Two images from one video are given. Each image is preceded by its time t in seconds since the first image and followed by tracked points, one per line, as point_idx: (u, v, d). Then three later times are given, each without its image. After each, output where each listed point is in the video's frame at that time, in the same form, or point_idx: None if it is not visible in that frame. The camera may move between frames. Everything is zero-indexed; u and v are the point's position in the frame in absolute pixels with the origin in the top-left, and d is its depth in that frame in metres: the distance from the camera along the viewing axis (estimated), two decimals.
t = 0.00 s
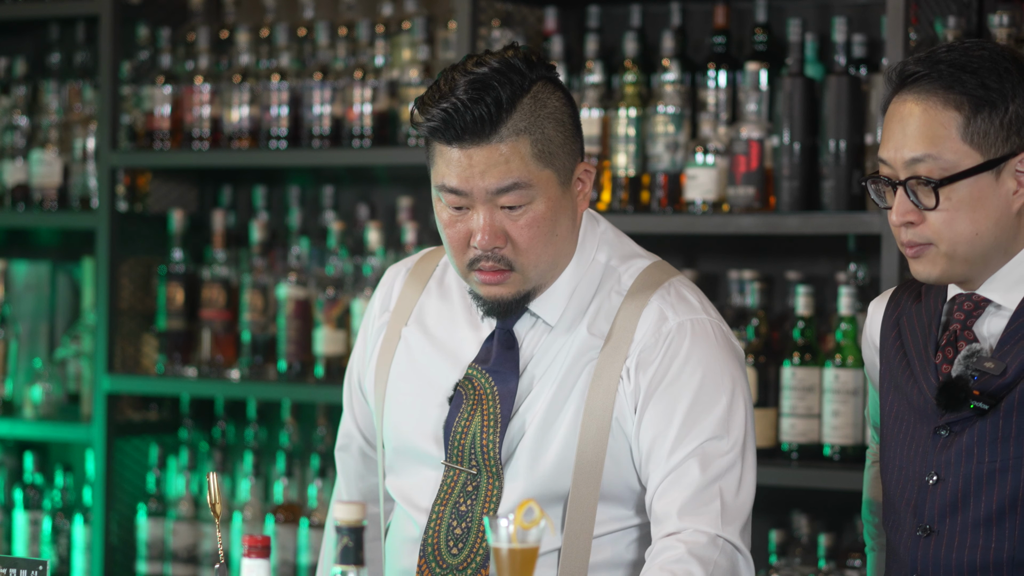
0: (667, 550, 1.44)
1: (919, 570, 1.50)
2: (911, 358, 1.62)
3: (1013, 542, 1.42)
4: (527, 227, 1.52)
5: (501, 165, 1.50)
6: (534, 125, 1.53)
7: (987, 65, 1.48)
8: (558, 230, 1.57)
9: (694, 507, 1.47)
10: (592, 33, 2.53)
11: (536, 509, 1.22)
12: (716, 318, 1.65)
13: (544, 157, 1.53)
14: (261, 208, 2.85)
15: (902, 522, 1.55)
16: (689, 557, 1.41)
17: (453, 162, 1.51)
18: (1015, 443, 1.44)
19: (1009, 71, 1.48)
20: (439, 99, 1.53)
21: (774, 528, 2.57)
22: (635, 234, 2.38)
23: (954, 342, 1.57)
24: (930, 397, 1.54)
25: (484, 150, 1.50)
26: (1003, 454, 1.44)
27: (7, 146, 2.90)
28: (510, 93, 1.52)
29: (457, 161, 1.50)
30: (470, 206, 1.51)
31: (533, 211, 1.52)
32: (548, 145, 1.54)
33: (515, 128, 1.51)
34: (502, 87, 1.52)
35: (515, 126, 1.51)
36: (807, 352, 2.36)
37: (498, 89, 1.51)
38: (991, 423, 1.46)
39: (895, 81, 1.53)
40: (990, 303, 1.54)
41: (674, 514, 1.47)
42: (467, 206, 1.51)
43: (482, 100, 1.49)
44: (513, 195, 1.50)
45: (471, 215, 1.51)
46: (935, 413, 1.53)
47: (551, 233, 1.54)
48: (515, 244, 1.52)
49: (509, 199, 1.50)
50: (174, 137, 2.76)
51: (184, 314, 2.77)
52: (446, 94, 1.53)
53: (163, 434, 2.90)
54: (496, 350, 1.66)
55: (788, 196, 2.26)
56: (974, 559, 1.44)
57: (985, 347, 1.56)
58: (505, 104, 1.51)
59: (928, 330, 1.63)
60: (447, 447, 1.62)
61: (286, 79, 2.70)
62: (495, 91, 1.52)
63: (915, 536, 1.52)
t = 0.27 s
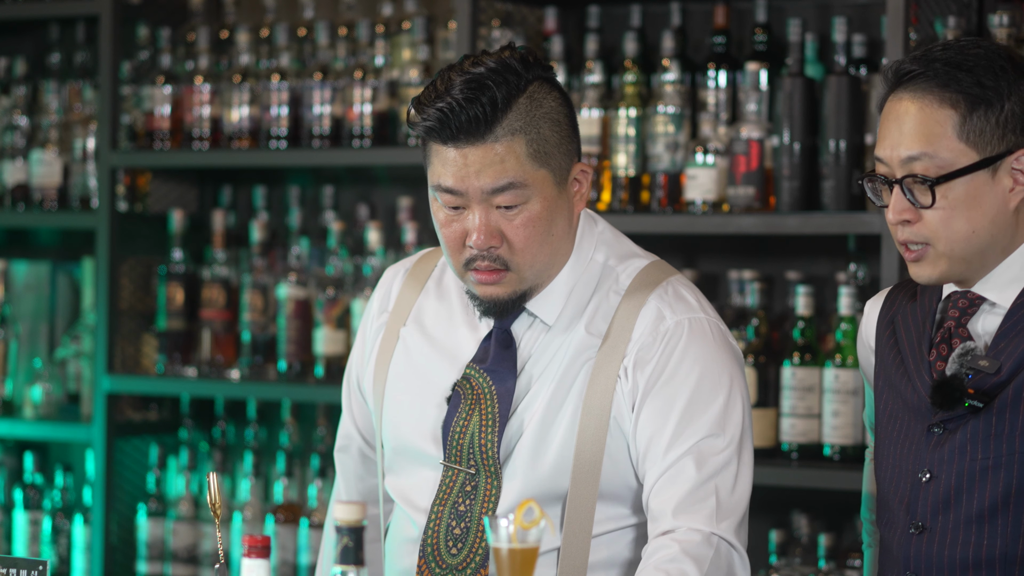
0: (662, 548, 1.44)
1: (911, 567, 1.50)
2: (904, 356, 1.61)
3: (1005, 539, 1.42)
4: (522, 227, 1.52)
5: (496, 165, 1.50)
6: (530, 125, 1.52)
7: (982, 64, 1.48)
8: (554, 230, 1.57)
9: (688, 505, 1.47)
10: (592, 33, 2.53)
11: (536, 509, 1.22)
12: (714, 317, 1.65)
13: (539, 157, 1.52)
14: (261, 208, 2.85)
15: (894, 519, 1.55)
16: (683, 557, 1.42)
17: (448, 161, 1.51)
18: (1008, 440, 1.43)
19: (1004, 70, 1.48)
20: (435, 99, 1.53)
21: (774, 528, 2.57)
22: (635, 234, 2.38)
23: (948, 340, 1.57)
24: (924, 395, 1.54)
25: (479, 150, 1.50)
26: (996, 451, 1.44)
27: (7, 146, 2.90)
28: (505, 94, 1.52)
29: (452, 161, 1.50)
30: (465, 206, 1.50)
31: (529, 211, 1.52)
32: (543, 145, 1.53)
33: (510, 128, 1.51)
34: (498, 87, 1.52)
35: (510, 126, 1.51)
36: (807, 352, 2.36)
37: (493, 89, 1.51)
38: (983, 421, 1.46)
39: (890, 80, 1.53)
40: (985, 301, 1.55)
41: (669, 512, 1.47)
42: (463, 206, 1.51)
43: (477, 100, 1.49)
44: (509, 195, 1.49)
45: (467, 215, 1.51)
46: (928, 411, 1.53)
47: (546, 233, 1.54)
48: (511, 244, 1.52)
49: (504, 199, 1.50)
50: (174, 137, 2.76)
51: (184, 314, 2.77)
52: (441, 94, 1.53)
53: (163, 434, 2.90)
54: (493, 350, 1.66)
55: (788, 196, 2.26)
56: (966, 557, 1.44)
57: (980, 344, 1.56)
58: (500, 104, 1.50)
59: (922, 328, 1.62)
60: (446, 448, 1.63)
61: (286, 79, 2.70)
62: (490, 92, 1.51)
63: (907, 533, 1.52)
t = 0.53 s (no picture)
0: (667, 543, 1.44)
1: (910, 567, 1.50)
2: (902, 356, 1.61)
3: (1004, 539, 1.42)
4: (516, 228, 1.52)
5: (488, 166, 1.50)
6: (521, 126, 1.53)
7: (986, 60, 1.49)
8: (549, 230, 1.57)
9: (693, 501, 1.47)
10: (592, 33, 2.53)
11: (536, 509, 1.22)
12: (714, 314, 1.65)
13: (531, 158, 1.52)
14: (261, 208, 2.85)
15: (892, 519, 1.55)
16: (690, 551, 1.42)
17: (441, 164, 1.51)
18: (1007, 440, 1.44)
19: (1007, 67, 1.48)
20: (427, 101, 1.53)
21: (774, 528, 2.57)
22: (635, 234, 2.38)
23: (945, 339, 1.56)
24: (921, 395, 1.54)
25: (471, 151, 1.50)
26: (995, 451, 1.44)
27: (7, 146, 2.90)
28: (496, 95, 1.52)
29: (444, 163, 1.51)
30: (458, 208, 1.51)
31: (522, 212, 1.52)
32: (536, 146, 1.54)
33: (501, 129, 1.51)
34: (489, 89, 1.52)
35: (502, 127, 1.51)
36: (807, 352, 2.36)
37: (484, 91, 1.52)
38: (982, 421, 1.46)
39: (894, 73, 1.53)
40: (981, 299, 1.54)
41: (674, 509, 1.47)
42: (456, 207, 1.51)
43: (468, 102, 1.50)
44: (501, 197, 1.50)
45: (460, 217, 1.51)
46: (926, 411, 1.52)
47: (540, 234, 1.54)
48: (504, 245, 1.52)
49: (496, 201, 1.50)
50: (174, 137, 2.76)
51: (184, 314, 2.77)
52: (433, 97, 1.53)
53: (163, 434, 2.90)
54: (491, 349, 1.65)
55: (788, 196, 2.26)
56: (965, 556, 1.44)
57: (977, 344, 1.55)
58: (491, 107, 1.51)
59: (919, 328, 1.62)
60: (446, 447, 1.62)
61: (286, 79, 2.70)
62: (481, 94, 1.52)
63: (906, 533, 1.52)
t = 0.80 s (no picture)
0: (702, 532, 1.48)
1: (912, 568, 1.51)
2: (900, 358, 1.61)
3: (1006, 539, 1.42)
4: (454, 269, 1.54)
5: (418, 214, 1.52)
6: (453, 172, 1.54)
7: (970, 65, 1.49)
8: (495, 266, 1.58)
9: (723, 494, 1.51)
10: (592, 33, 2.53)
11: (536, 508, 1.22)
12: (713, 307, 1.66)
13: (463, 204, 1.53)
14: (261, 208, 2.85)
15: (893, 520, 1.55)
16: (726, 535, 1.47)
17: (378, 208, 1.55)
18: (1007, 440, 1.43)
19: (992, 71, 1.48)
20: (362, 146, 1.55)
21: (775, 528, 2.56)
22: (635, 234, 2.38)
23: (943, 341, 1.57)
24: (921, 397, 1.54)
25: (401, 199, 1.52)
26: (996, 451, 1.44)
27: (7, 146, 2.90)
28: (422, 146, 1.52)
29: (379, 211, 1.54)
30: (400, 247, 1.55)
31: (458, 256, 1.54)
32: (470, 190, 1.54)
33: (431, 177, 1.52)
34: (416, 140, 1.52)
35: (431, 174, 1.52)
36: (807, 352, 2.35)
37: (413, 141, 1.52)
38: (982, 422, 1.46)
39: (881, 83, 1.53)
40: (979, 302, 1.55)
41: (704, 502, 1.50)
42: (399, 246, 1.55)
43: (394, 156, 1.51)
44: (432, 243, 1.53)
45: (405, 254, 1.55)
46: (926, 413, 1.52)
47: (482, 274, 1.57)
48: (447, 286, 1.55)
49: (430, 247, 1.53)
50: (174, 137, 2.76)
51: (184, 313, 2.77)
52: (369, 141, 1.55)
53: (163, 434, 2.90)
54: (483, 360, 1.66)
55: (788, 196, 2.26)
56: (967, 557, 1.44)
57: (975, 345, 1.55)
58: (418, 157, 1.52)
59: (917, 330, 1.62)
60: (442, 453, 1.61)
61: (286, 79, 2.70)
62: (410, 143, 1.52)
63: (908, 534, 1.52)
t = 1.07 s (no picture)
0: (731, 505, 1.53)
1: (915, 570, 1.50)
2: (900, 361, 1.61)
3: (1007, 540, 1.42)
4: (443, 255, 1.53)
5: (405, 199, 1.52)
6: (437, 154, 1.55)
7: (967, 64, 1.49)
8: (483, 251, 1.58)
9: (746, 468, 1.56)
10: (592, 33, 2.53)
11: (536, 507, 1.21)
12: (700, 289, 1.70)
13: (450, 188, 1.54)
14: (261, 208, 2.85)
15: (896, 522, 1.55)
16: (753, 508, 1.53)
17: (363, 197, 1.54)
18: (1007, 442, 1.43)
19: (989, 69, 1.48)
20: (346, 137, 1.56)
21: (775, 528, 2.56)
22: (635, 234, 2.38)
23: (942, 343, 1.57)
24: (921, 399, 1.54)
25: (388, 186, 1.53)
26: (996, 453, 1.43)
27: (7, 146, 2.90)
28: (406, 131, 1.54)
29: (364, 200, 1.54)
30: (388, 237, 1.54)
31: (446, 240, 1.53)
32: (455, 175, 1.55)
33: (416, 162, 1.53)
34: (399, 126, 1.53)
35: (415, 159, 1.53)
36: (807, 352, 2.35)
37: (396, 127, 1.53)
38: (983, 423, 1.45)
39: (878, 83, 1.53)
40: (978, 302, 1.54)
41: (729, 477, 1.55)
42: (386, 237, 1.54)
43: (377, 142, 1.52)
44: (420, 228, 1.52)
45: (393, 245, 1.55)
46: (926, 414, 1.52)
47: (470, 258, 1.56)
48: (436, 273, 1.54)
49: (418, 232, 1.52)
50: (174, 137, 2.76)
51: (184, 313, 2.77)
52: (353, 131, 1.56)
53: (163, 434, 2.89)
54: (473, 356, 1.65)
55: (788, 196, 2.26)
56: (968, 559, 1.44)
57: (975, 347, 1.55)
58: (403, 142, 1.53)
59: (917, 333, 1.62)
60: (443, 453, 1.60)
61: (286, 79, 2.70)
62: (394, 129, 1.53)
63: (910, 536, 1.52)
